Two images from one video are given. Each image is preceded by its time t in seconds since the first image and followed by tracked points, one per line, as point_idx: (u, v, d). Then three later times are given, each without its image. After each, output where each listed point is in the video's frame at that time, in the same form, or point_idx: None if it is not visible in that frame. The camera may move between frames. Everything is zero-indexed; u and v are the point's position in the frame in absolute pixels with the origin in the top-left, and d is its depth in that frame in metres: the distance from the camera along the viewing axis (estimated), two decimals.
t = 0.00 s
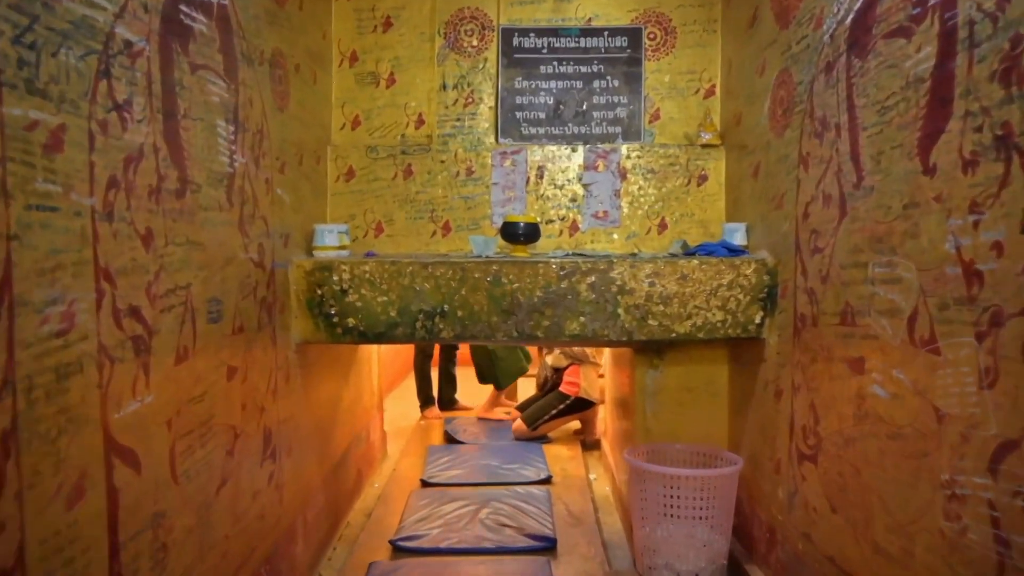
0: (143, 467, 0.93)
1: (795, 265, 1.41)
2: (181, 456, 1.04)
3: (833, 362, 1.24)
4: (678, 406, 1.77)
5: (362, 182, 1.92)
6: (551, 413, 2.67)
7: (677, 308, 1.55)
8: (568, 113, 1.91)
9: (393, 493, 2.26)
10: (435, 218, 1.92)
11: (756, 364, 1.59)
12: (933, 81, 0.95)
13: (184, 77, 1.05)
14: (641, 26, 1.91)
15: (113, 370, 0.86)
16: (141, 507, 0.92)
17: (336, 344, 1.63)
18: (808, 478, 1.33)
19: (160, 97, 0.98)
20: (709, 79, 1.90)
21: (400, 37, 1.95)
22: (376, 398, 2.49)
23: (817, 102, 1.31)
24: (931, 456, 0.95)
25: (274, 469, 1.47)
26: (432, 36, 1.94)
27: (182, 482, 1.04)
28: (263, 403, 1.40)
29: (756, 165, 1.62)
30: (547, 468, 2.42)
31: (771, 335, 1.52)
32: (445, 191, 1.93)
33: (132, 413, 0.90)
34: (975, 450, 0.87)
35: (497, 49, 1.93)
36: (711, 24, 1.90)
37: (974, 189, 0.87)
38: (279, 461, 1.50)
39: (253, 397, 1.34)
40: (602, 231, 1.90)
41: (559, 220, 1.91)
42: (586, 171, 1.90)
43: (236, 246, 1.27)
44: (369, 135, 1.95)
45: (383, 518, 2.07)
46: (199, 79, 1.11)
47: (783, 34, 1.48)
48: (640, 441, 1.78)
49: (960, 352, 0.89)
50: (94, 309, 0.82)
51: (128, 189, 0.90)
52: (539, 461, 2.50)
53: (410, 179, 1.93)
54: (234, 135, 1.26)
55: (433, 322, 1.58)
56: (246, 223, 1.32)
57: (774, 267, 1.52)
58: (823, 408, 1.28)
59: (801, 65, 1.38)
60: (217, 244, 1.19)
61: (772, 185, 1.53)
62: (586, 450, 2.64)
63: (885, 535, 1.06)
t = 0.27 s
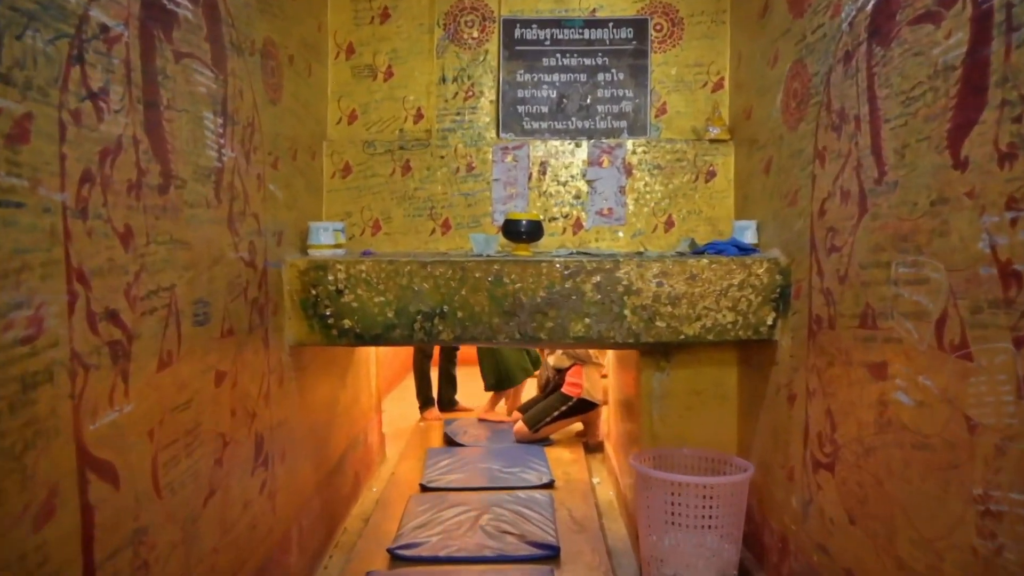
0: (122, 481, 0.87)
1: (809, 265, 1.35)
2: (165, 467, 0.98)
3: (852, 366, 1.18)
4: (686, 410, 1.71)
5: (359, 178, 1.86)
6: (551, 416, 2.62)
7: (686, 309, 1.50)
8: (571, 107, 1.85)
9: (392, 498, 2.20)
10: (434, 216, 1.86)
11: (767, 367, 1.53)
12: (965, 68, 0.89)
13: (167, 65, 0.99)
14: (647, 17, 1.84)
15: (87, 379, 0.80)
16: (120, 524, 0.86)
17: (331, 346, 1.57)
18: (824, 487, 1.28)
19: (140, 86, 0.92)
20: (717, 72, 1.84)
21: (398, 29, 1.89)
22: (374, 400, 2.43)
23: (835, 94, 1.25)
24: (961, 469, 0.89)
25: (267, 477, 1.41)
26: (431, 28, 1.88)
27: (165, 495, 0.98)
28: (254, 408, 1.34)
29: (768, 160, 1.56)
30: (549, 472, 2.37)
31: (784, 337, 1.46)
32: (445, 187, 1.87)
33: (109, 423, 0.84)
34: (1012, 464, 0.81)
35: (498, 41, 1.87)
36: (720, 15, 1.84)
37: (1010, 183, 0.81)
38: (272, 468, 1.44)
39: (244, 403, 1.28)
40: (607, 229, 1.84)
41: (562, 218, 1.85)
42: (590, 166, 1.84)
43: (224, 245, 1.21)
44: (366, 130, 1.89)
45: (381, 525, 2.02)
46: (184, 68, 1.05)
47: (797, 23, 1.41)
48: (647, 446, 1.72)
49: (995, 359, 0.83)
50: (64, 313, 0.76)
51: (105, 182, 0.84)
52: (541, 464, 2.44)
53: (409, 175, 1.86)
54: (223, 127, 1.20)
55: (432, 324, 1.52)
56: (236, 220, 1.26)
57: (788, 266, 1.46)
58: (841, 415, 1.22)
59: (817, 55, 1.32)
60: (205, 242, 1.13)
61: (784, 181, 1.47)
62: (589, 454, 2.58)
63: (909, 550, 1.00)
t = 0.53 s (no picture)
0: (86, 505, 0.79)
1: (830, 265, 1.27)
2: (138, 486, 0.90)
3: (879, 374, 1.10)
4: (696, 416, 1.63)
5: (353, 173, 1.78)
6: (554, 418, 2.54)
7: (698, 311, 1.42)
8: (576, 99, 1.77)
9: (389, 505, 2.12)
10: (432, 213, 1.78)
11: (783, 372, 1.45)
12: (1013, 50, 0.81)
13: (139, 48, 0.91)
14: (654, 5, 1.76)
15: (43, 393, 0.72)
16: (84, 551, 0.78)
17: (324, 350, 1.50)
18: (846, 502, 1.20)
19: (108, 70, 0.84)
20: (728, 62, 1.76)
21: (394, 17, 1.80)
22: (371, 403, 2.35)
23: (860, 82, 1.16)
24: (1008, 490, 0.81)
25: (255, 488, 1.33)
26: (429, 16, 1.80)
27: (138, 516, 0.90)
28: (241, 417, 1.26)
29: (784, 154, 1.48)
30: (551, 478, 2.29)
31: (800, 341, 1.38)
32: (443, 183, 1.79)
33: (70, 442, 0.76)
34: None
35: (499, 30, 1.79)
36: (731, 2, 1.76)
37: None
38: (261, 479, 1.37)
39: (228, 412, 1.20)
40: (612, 227, 1.76)
41: (565, 215, 1.78)
42: (595, 161, 1.76)
43: (206, 244, 1.13)
44: (361, 124, 1.81)
45: (377, 534, 1.94)
46: (160, 52, 0.97)
47: (817, 8, 1.33)
48: (655, 454, 1.64)
49: None
50: (14, 321, 0.68)
51: (65, 175, 0.76)
52: (543, 469, 2.37)
53: (405, 170, 1.79)
54: (205, 117, 1.12)
55: (429, 326, 1.45)
56: (220, 217, 1.18)
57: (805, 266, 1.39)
58: (865, 426, 1.14)
59: (839, 42, 1.24)
60: (184, 241, 1.05)
61: (802, 176, 1.39)
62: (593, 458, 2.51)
63: None
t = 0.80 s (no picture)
0: (51, 528, 0.73)
1: (847, 266, 1.21)
2: (112, 504, 0.84)
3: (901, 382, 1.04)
4: (704, 422, 1.57)
5: (348, 171, 1.72)
6: (556, 422, 2.48)
7: (707, 314, 1.36)
8: (578, 94, 1.71)
9: (386, 512, 2.06)
10: (430, 212, 1.72)
11: (796, 378, 1.39)
12: None
13: (113, 35, 0.85)
14: None
15: None
16: None
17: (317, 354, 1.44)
18: (864, 516, 1.14)
19: (78, 57, 0.78)
20: (736, 55, 1.70)
21: (391, 9, 1.74)
22: (368, 408, 2.29)
23: (880, 73, 1.10)
24: None
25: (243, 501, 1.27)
26: (426, 8, 1.74)
27: (113, 536, 0.84)
28: (228, 426, 1.20)
29: (796, 150, 1.42)
30: (553, 484, 2.23)
31: (814, 345, 1.32)
32: (441, 181, 1.73)
33: (32, 459, 0.70)
34: None
35: (499, 23, 1.73)
36: None
37: None
38: (250, 491, 1.31)
39: (214, 421, 1.14)
40: (617, 226, 1.70)
41: (568, 214, 1.72)
42: (599, 158, 1.70)
43: (190, 244, 1.07)
44: (356, 119, 1.75)
45: (373, 543, 1.88)
46: (137, 39, 0.91)
47: None
48: (660, 462, 1.58)
49: None
50: None
51: (27, 169, 0.70)
52: (545, 474, 2.31)
53: (402, 168, 1.73)
54: (188, 110, 1.06)
55: (426, 330, 1.39)
56: (205, 216, 1.12)
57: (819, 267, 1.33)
58: (886, 436, 1.08)
59: (857, 32, 1.18)
60: (165, 240, 0.99)
61: (817, 173, 1.33)
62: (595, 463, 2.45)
63: None
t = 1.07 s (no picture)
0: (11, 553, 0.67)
1: (864, 266, 1.15)
2: (82, 523, 0.78)
3: (925, 390, 0.98)
4: (711, 429, 1.51)
5: (343, 168, 1.66)
6: (557, 425, 2.41)
7: (716, 316, 1.31)
8: (581, 88, 1.65)
9: (383, 519, 2.00)
10: (427, 210, 1.66)
11: (808, 383, 1.34)
12: None
13: (82, 18, 0.79)
14: None
15: None
16: None
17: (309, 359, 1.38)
18: (884, 530, 1.08)
19: (41, 41, 0.72)
20: (744, 48, 1.64)
21: None
22: (365, 411, 2.23)
23: (901, 62, 1.04)
24: None
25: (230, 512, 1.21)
26: None
27: (83, 557, 0.78)
28: (213, 435, 1.14)
29: (809, 146, 1.36)
30: (554, 490, 2.17)
31: (829, 349, 1.26)
32: (439, 178, 1.67)
33: None
34: None
35: (499, 14, 1.66)
36: None
37: None
38: (237, 500, 1.25)
39: (197, 430, 1.08)
40: (620, 225, 1.64)
41: (570, 212, 1.66)
42: (602, 154, 1.64)
43: (171, 243, 1.01)
44: (351, 115, 1.69)
45: (369, 551, 1.82)
46: (111, 24, 0.85)
47: None
48: (667, 470, 1.53)
49: None
50: None
51: None
52: (546, 480, 2.24)
53: (398, 164, 1.67)
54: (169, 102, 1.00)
55: (422, 334, 1.33)
56: (187, 213, 1.06)
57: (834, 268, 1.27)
58: (907, 447, 1.02)
59: (875, 20, 1.12)
60: (143, 240, 0.93)
61: (831, 169, 1.28)
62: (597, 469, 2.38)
63: None
